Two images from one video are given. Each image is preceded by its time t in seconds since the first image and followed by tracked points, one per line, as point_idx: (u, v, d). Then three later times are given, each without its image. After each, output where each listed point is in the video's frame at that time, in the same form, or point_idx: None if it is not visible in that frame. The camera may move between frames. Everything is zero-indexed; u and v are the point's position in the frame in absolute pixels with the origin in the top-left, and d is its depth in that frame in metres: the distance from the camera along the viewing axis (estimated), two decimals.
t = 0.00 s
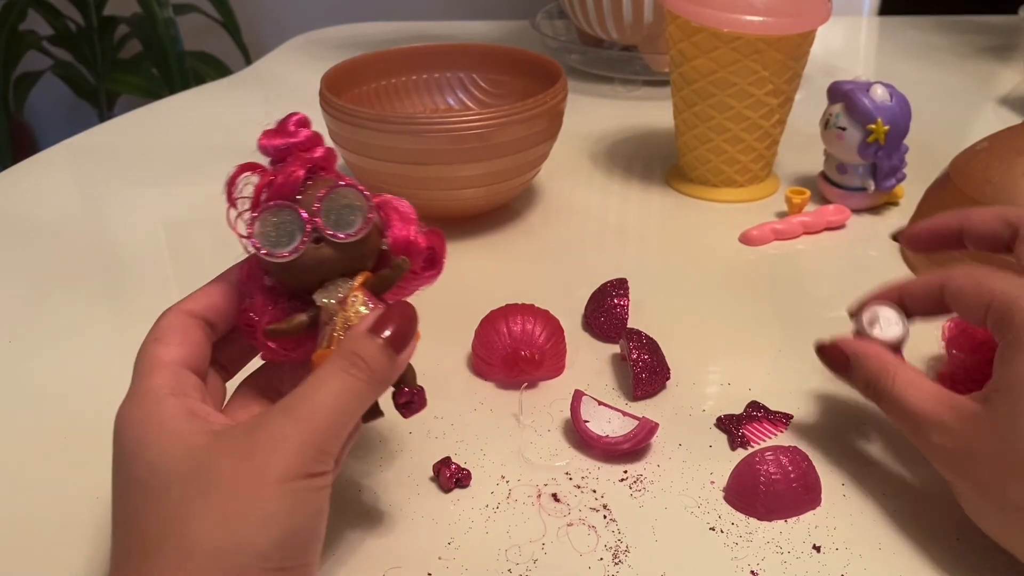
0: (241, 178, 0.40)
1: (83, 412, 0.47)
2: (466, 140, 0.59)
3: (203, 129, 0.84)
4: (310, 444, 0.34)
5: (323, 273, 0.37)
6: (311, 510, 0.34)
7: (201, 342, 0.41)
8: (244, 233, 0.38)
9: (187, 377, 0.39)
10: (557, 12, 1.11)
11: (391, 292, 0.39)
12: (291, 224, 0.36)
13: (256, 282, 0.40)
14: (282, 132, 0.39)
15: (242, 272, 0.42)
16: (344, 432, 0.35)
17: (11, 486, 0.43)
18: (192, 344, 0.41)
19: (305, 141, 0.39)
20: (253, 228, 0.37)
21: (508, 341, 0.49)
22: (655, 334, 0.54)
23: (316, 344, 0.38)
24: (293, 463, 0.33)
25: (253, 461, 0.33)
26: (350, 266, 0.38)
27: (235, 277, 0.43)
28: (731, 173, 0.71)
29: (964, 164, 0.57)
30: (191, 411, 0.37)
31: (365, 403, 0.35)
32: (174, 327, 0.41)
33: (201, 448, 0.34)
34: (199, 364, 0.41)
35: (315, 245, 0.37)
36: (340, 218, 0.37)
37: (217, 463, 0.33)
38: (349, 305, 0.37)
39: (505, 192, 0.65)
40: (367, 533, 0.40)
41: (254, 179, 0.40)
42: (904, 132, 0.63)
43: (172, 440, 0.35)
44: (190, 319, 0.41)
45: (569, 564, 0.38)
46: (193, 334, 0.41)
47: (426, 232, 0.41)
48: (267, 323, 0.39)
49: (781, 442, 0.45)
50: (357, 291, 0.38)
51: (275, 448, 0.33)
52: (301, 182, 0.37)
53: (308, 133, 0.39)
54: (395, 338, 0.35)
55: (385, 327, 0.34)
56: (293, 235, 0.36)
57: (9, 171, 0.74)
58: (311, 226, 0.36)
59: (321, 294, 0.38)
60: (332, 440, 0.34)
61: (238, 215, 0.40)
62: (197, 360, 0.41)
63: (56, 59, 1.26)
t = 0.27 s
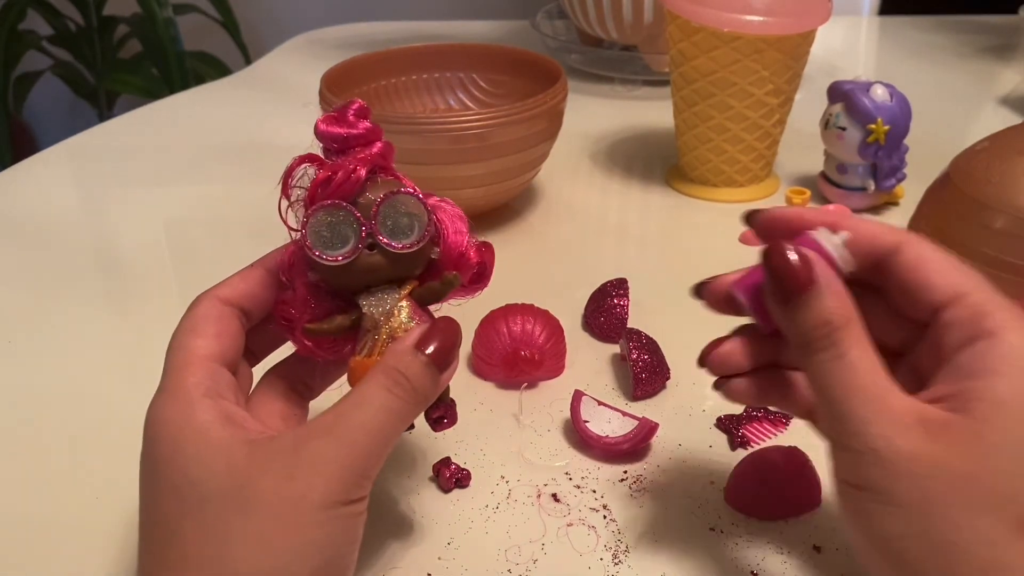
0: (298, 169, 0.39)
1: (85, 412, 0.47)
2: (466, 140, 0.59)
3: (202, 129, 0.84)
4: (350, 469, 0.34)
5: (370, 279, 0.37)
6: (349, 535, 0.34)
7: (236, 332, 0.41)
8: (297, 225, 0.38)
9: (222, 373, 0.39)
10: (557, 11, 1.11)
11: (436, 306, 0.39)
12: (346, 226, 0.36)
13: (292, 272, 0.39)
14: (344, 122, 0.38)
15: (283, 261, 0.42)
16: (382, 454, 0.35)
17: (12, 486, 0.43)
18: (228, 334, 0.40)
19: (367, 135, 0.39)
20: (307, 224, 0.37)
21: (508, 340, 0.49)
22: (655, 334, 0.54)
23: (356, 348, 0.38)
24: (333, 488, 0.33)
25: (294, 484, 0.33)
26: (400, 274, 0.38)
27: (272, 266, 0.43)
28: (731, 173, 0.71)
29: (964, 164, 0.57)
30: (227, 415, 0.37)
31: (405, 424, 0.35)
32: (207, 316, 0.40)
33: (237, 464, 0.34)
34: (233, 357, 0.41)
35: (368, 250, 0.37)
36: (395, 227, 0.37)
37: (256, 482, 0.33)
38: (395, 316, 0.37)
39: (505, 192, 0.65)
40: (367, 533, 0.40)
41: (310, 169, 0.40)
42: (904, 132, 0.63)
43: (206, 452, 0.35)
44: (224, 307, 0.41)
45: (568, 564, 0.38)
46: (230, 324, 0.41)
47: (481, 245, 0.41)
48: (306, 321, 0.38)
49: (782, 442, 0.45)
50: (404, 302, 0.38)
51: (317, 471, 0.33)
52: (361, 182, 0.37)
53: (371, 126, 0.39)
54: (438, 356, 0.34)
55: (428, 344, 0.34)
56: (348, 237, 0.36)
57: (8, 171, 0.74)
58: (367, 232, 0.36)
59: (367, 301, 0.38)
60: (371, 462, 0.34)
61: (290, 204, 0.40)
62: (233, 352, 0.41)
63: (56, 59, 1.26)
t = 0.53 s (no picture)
0: (290, 166, 0.39)
1: (83, 412, 0.47)
2: (466, 140, 0.59)
3: (202, 129, 0.84)
4: (348, 473, 0.33)
5: (363, 277, 0.37)
6: (346, 539, 0.34)
7: (225, 330, 0.41)
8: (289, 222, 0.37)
9: (212, 371, 0.39)
10: (558, 11, 1.11)
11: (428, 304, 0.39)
12: (339, 225, 0.36)
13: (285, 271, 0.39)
14: (337, 117, 0.38)
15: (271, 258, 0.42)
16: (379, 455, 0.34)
17: (10, 486, 0.42)
18: (218, 332, 0.40)
19: (358, 131, 0.38)
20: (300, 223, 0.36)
21: (508, 341, 0.49)
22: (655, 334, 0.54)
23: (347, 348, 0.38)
24: (331, 493, 0.33)
25: (291, 489, 0.33)
26: (393, 272, 0.38)
27: (259, 263, 0.43)
28: (732, 173, 0.71)
29: (964, 164, 0.57)
30: (220, 416, 0.37)
31: (399, 422, 0.35)
32: (196, 314, 0.40)
33: (233, 471, 0.34)
34: (223, 355, 0.40)
35: (361, 249, 0.36)
36: (390, 226, 0.37)
37: (253, 488, 0.33)
38: (388, 314, 0.37)
39: (505, 192, 0.65)
40: (368, 533, 0.40)
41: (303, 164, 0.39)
42: (904, 132, 0.63)
43: (204, 458, 0.34)
44: (213, 306, 0.41)
45: (568, 565, 0.38)
46: (219, 322, 0.40)
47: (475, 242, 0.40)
48: (298, 320, 0.38)
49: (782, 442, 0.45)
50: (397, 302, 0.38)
51: (314, 476, 0.33)
52: (354, 180, 0.37)
53: (362, 123, 0.38)
54: (431, 354, 0.34)
55: (422, 343, 0.34)
56: (341, 236, 0.36)
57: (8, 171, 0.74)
58: (360, 229, 0.36)
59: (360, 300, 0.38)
60: (367, 466, 0.34)
61: (282, 199, 0.40)
62: (223, 350, 0.40)
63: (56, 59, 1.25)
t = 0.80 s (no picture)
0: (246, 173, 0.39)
1: (82, 412, 0.47)
2: (464, 140, 0.59)
3: (201, 129, 0.84)
4: (327, 461, 0.34)
5: (326, 276, 0.37)
6: (329, 527, 0.35)
7: (193, 334, 0.41)
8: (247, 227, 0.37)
9: (185, 374, 0.39)
10: (558, 11, 1.11)
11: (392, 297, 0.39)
12: (297, 224, 0.36)
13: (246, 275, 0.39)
14: (288, 124, 0.38)
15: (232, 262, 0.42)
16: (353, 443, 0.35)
17: (9, 485, 0.42)
18: (185, 336, 0.40)
19: (310, 134, 0.38)
20: (258, 227, 0.36)
21: (508, 341, 0.49)
22: (655, 334, 0.54)
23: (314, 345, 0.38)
24: (312, 479, 0.34)
25: (272, 478, 0.33)
26: (355, 268, 0.38)
27: (220, 268, 0.43)
28: (731, 173, 0.71)
29: (964, 164, 0.57)
30: (198, 415, 0.37)
31: (372, 414, 0.35)
32: (162, 320, 0.40)
33: (214, 464, 0.34)
34: (193, 358, 0.40)
35: (322, 248, 0.36)
36: (345, 222, 0.37)
37: (237, 480, 0.33)
38: (353, 309, 0.37)
39: (504, 192, 0.65)
40: (365, 534, 0.40)
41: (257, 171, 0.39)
42: (905, 132, 0.63)
43: (191, 455, 0.34)
44: (178, 312, 0.41)
45: (568, 564, 0.38)
46: (186, 326, 0.41)
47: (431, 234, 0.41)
48: (263, 322, 0.38)
49: (782, 442, 0.45)
50: (361, 296, 0.38)
51: (294, 465, 0.33)
52: (309, 180, 0.37)
53: (312, 125, 0.38)
54: (399, 345, 0.35)
55: (389, 334, 0.35)
56: (301, 236, 0.36)
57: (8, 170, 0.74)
58: (319, 228, 0.36)
59: (324, 297, 0.37)
60: (344, 455, 0.35)
61: (239, 207, 0.40)
62: (192, 353, 0.40)
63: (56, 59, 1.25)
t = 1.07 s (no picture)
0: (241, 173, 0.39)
1: (81, 412, 0.47)
2: (463, 140, 0.59)
3: (201, 129, 0.84)
4: (323, 458, 0.34)
5: (322, 275, 0.37)
6: (327, 525, 0.35)
7: (188, 334, 0.41)
8: (242, 227, 0.37)
9: (180, 374, 0.39)
10: (558, 11, 1.11)
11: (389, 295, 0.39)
12: (292, 223, 0.36)
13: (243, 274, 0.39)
14: (282, 122, 0.38)
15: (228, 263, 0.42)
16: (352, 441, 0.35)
17: (8, 485, 0.42)
18: (180, 336, 0.40)
19: (305, 133, 0.38)
20: (254, 227, 0.36)
21: (508, 341, 0.49)
22: (655, 334, 0.54)
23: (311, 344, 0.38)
24: (309, 478, 0.34)
25: (269, 477, 0.33)
26: (350, 267, 0.38)
27: (215, 270, 0.43)
28: (732, 173, 0.71)
29: (964, 165, 0.57)
30: (194, 415, 0.37)
31: (369, 413, 0.35)
32: (157, 320, 0.40)
33: (210, 463, 0.34)
34: (188, 358, 0.40)
35: (317, 247, 0.36)
36: (341, 221, 0.37)
37: (234, 478, 0.33)
38: (349, 308, 0.37)
39: (504, 192, 0.65)
40: (365, 535, 0.40)
41: (253, 170, 0.39)
42: (905, 132, 0.63)
43: (190, 455, 0.34)
44: (173, 312, 0.41)
45: (568, 564, 0.38)
46: (181, 327, 0.41)
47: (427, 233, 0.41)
48: (260, 321, 0.38)
49: (782, 442, 0.45)
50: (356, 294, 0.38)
51: (291, 463, 0.33)
52: (304, 180, 0.37)
53: (307, 124, 0.38)
54: (395, 344, 0.35)
55: (385, 333, 0.35)
56: (297, 235, 0.36)
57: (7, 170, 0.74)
58: (314, 227, 0.36)
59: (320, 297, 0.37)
60: (341, 452, 0.35)
61: (235, 207, 0.40)
62: (187, 353, 0.40)
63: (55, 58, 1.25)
